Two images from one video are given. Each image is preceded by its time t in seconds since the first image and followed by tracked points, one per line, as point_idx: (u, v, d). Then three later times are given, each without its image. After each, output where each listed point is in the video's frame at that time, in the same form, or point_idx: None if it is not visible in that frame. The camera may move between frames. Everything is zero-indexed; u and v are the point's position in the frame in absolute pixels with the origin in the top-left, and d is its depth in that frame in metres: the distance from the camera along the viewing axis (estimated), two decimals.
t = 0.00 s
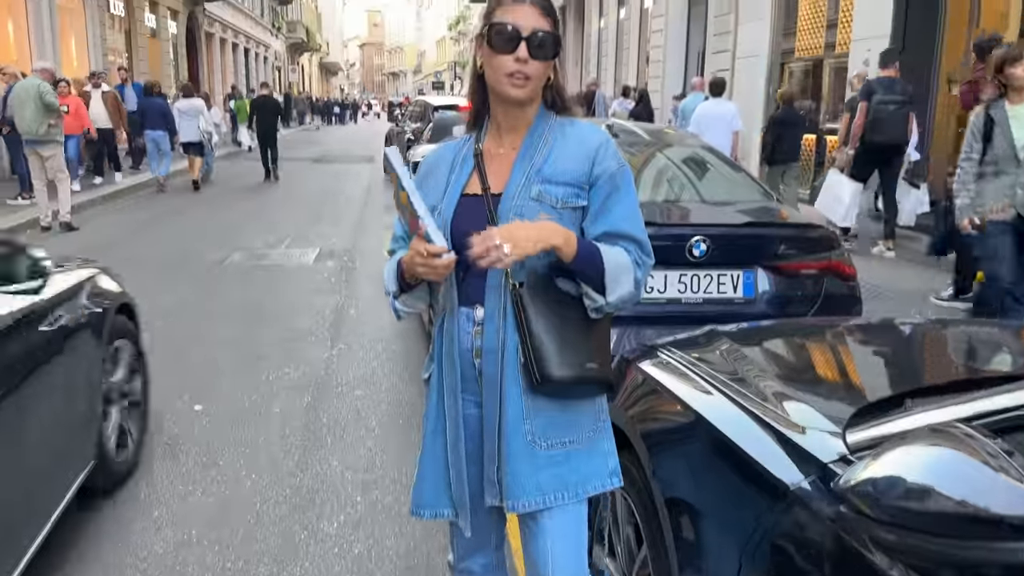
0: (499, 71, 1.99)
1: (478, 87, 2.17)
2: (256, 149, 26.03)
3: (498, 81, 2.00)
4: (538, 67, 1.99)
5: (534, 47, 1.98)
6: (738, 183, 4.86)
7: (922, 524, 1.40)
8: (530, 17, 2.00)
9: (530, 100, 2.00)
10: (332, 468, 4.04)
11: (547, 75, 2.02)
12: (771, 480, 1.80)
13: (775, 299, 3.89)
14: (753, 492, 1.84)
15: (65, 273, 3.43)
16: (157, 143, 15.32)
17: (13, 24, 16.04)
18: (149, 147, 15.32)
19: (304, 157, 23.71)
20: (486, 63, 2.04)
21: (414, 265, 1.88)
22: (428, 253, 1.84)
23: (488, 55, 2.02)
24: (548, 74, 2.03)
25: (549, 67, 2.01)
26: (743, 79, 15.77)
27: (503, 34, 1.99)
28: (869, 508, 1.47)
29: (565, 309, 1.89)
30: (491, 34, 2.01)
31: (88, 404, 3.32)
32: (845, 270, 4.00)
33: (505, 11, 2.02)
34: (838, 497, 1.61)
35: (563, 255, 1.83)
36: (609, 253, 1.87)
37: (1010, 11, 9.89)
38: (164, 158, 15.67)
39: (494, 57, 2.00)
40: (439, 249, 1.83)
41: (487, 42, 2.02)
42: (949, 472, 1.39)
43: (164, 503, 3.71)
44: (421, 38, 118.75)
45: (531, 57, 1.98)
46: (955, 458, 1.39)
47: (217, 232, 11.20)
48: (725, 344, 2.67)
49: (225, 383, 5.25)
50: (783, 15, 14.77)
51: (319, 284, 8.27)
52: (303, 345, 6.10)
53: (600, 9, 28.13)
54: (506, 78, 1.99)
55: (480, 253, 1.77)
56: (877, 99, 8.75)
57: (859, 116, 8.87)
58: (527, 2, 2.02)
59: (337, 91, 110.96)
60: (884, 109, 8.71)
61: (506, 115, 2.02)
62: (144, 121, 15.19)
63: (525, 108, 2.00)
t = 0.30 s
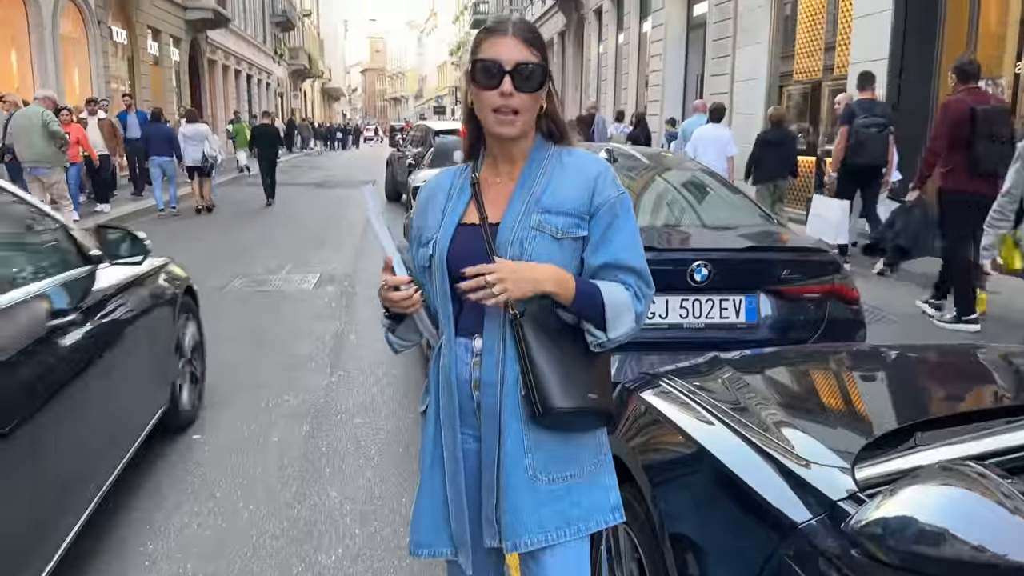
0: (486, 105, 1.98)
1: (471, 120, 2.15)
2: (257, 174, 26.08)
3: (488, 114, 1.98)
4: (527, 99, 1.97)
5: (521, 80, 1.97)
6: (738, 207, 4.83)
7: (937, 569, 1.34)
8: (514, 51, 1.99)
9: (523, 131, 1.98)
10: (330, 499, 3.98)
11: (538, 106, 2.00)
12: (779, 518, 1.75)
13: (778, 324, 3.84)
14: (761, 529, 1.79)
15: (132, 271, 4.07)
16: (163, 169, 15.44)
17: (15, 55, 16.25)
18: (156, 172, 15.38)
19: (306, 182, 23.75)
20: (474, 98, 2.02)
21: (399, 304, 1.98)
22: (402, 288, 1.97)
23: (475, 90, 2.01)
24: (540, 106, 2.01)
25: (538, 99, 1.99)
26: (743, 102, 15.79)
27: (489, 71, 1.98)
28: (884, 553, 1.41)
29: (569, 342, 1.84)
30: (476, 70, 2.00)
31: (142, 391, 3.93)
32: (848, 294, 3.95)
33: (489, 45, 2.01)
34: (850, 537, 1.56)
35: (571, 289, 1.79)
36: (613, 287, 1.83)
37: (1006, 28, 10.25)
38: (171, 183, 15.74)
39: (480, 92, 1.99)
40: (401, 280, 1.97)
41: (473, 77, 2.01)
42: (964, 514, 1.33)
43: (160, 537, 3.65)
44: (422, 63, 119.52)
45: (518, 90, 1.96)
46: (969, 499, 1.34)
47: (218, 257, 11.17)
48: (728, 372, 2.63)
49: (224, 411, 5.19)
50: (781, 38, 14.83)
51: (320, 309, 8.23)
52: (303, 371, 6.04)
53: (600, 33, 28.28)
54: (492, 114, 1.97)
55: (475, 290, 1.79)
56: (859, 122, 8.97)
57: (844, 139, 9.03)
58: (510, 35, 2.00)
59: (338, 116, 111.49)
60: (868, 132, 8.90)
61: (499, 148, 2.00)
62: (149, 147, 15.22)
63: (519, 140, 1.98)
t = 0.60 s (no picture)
0: (478, 132, 1.94)
1: (462, 146, 2.12)
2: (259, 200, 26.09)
3: (480, 141, 1.94)
4: (519, 125, 1.92)
5: (513, 105, 1.92)
6: (739, 231, 4.77)
7: None
8: (506, 75, 1.95)
9: (515, 158, 1.94)
10: (326, 533, 3.90)
11: (531, 130, 1.96)
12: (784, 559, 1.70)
13: (781, 350, 3.78)
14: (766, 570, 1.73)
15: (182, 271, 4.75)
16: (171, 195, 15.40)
17: (18, 84, 16.26)
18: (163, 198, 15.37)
19: (309, 207, 23.74)
20: (465, 124, 1.98)
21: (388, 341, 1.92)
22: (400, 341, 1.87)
23: (466, 116, 1.97)
24: (533, 130, 1.97)
25: (531, 123, 1.95)
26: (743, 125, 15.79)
27: (481, 96, 1.94)
28: None
29: (567, 378, 1.79)
30: (467, 95, 1.96)
31: (191, 379, 4.64)
32: (852, 318, 3.89)
33: (480, 70, 1.97)
34: None
35: (576, 322, 1.73)
36: (614, 320, 1.79)
37: (1004, 51, 10.21)
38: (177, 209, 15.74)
39: (471, 118, 1.95)
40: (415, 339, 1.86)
41: (464, 103, 1.97)
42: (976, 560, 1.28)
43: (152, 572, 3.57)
44: (423, 88, 120.22)
45: (510, 115, 1.92)
46: (980, 545, 1.30)
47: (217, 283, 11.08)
48: (730, 403, 2.57)
49: (220, 441, 5.11)
50: (779, 61, 14.87)
51: (319, 336, 8.15)
52: (301, 399, 5.96)
53: (599, 57, 28.41)
54: (485, 137, 1.93)
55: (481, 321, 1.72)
56: (842, 142, 8.98)
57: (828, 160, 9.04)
58: (501, 59, 1.96)
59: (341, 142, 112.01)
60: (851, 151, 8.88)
61: (491, 175, 1.96)
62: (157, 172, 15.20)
63: (512, 167, 1.95)
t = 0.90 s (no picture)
0: (477, 151, 1.89)
1: (460, 168, 2.07)
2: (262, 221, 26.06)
3: (480, 162, 1.90)
4: (520, 145, 1.88)
5: (514, 125, 1.88)
6: (743, 251, 4.71)
7: None
8: (508, 94, 1.90)
9: (514, 180, 1.90)
10: (326, 563, 3.82)
11: (531, 152, 1.91)
12: None
13: (788, 372, 3.71)
14: None
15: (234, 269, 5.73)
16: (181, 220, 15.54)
17: (23, 109, 16.31)
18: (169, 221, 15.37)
19: (312, 229, 23.69)
20: (464, 144, 1.94)
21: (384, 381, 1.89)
22: (398, 368, 1.86)
23: (466, 135, 1.92)
24: (533, 152, 1.93)
25: (532, 145, 1.90)
26: (745, 143, 15.75)
27: (482, 115, 1.89)
28: None
29: (567, 412, 1.72)
30: (468, 114, 1.91)
31: (240, 353, 5.62)
32: (859, 339, 3.83)
33: (482, 89, 1.92)
34: None
35: (582, 352, 1.69)
36: (616, 350, 1.74)
37: (1007, 67, 10.23)
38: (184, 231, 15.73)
39: (471, 138, 1.90)
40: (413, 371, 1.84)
41: (464, 122, 1.92)
42: None
43: None
44: (426, 110, 120.76)
45: (512, 135, 1.87)
46: None
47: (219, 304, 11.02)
48: (735, 429, 2.50)
49: (221, 465, 5.02)
50: (781, 80, 14.87)
51: (320, 357, 8.07)
52: (302, 421, 5.87)
53: (601, 77, 28.49)
54: (485, 158, 1.88)
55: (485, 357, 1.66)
56: (833, 164, 8.94)
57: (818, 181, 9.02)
58: (504, 78, 1.92)
59: (345, 164, 112.45)
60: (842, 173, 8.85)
61: (490, 198, 1.91)
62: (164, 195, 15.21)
63: (511, 189, 1.90)
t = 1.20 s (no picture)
0: (474, 160, 1.87)
1: (455, 181, 2.05)
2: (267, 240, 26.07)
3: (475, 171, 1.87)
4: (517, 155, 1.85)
5: (512, 134, 1.85)
6: (748, 265, 4.68)
7: None
8: (507, 102, 1.87)
9: (511, 193, 1.87)
10: None
11: (529, 164, 1.89)
12: None
13: (795, 388, 3.66)
14: None
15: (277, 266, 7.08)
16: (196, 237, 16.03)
17: (30, 130, 16.37)
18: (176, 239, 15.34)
19: (317, 246, 23.69)
20: (461, 154, 1.91)
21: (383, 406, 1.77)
22: (402, 398, 1.73)
23: (463, 145, 1.89)
24: (531, 164, 1.90)
25: (529, 156, 1.88)
26: (750, 156, 15.72)
27: (479, 123, 1.86)
28: None
29: (567, 434, 1.68)
30: (465, 123, 1.88)
31: (281, 334, 6.93)
32: (866, 353, 3.78)
33: (480, 97, 1.90)
34: None
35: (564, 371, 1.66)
36: (604, 366, 1.69)
37: (1010, 78, 10.46)
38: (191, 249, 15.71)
39: (468, 149, 1.88)
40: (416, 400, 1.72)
41: (461, 131, 1.89)
42: None
43: None
44: (430, 128, 121.21)
45: (508, 144, 1.85)
46: None
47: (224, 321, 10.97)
48: (740, 447, 2.45)
49: (223, 484, 4.97)
50: (784, 94, 14.87)
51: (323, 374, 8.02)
52: (305, 440, 5.82)
53: (604, 94, 28.55)
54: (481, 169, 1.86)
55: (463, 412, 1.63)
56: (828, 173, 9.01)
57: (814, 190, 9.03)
58: (503, 87, 1.89)
59: (350, 182, 112.80)
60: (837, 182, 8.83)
61: (484, 211, 1.88)
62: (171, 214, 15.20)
63: (508, 201, 1.87)
